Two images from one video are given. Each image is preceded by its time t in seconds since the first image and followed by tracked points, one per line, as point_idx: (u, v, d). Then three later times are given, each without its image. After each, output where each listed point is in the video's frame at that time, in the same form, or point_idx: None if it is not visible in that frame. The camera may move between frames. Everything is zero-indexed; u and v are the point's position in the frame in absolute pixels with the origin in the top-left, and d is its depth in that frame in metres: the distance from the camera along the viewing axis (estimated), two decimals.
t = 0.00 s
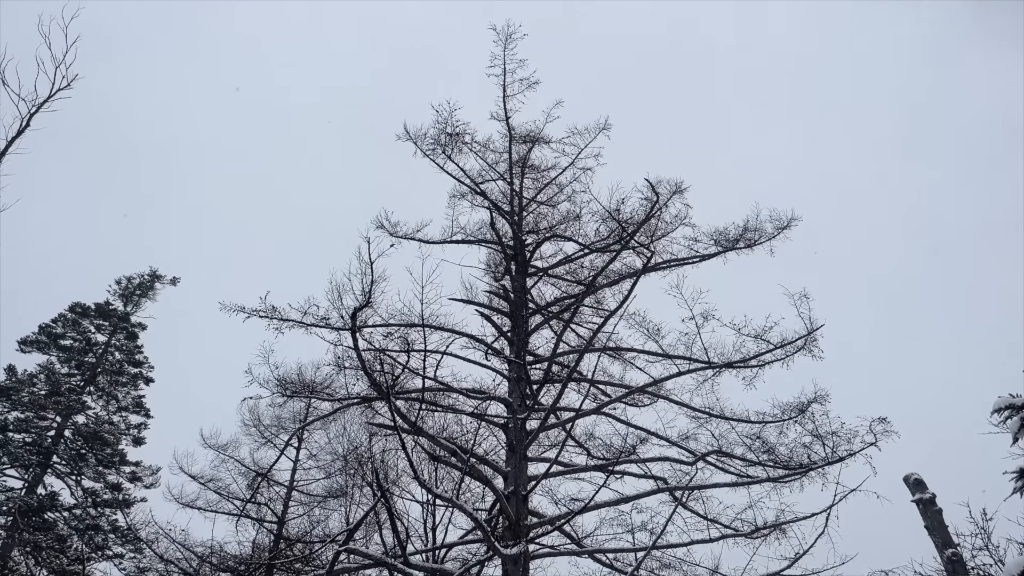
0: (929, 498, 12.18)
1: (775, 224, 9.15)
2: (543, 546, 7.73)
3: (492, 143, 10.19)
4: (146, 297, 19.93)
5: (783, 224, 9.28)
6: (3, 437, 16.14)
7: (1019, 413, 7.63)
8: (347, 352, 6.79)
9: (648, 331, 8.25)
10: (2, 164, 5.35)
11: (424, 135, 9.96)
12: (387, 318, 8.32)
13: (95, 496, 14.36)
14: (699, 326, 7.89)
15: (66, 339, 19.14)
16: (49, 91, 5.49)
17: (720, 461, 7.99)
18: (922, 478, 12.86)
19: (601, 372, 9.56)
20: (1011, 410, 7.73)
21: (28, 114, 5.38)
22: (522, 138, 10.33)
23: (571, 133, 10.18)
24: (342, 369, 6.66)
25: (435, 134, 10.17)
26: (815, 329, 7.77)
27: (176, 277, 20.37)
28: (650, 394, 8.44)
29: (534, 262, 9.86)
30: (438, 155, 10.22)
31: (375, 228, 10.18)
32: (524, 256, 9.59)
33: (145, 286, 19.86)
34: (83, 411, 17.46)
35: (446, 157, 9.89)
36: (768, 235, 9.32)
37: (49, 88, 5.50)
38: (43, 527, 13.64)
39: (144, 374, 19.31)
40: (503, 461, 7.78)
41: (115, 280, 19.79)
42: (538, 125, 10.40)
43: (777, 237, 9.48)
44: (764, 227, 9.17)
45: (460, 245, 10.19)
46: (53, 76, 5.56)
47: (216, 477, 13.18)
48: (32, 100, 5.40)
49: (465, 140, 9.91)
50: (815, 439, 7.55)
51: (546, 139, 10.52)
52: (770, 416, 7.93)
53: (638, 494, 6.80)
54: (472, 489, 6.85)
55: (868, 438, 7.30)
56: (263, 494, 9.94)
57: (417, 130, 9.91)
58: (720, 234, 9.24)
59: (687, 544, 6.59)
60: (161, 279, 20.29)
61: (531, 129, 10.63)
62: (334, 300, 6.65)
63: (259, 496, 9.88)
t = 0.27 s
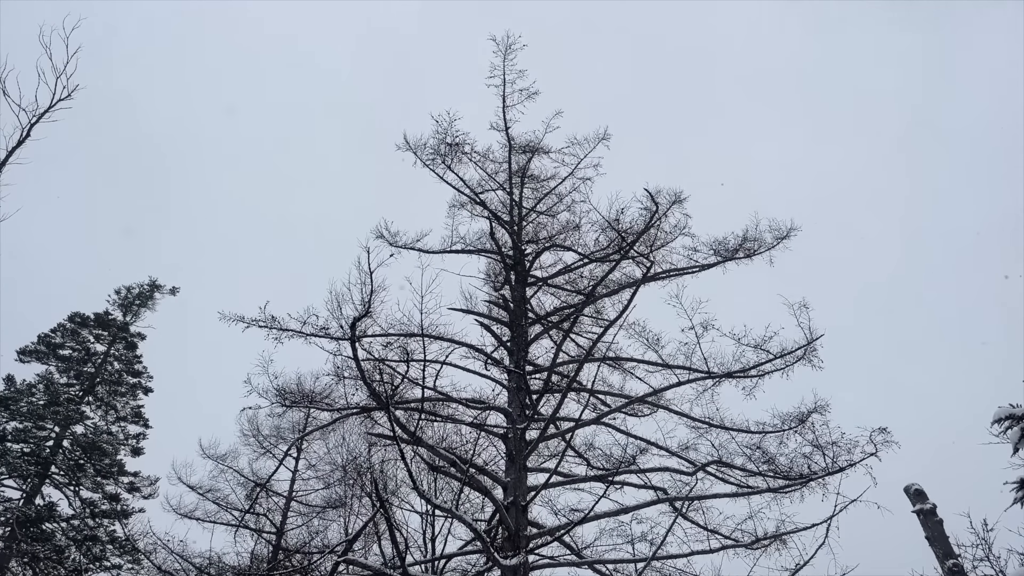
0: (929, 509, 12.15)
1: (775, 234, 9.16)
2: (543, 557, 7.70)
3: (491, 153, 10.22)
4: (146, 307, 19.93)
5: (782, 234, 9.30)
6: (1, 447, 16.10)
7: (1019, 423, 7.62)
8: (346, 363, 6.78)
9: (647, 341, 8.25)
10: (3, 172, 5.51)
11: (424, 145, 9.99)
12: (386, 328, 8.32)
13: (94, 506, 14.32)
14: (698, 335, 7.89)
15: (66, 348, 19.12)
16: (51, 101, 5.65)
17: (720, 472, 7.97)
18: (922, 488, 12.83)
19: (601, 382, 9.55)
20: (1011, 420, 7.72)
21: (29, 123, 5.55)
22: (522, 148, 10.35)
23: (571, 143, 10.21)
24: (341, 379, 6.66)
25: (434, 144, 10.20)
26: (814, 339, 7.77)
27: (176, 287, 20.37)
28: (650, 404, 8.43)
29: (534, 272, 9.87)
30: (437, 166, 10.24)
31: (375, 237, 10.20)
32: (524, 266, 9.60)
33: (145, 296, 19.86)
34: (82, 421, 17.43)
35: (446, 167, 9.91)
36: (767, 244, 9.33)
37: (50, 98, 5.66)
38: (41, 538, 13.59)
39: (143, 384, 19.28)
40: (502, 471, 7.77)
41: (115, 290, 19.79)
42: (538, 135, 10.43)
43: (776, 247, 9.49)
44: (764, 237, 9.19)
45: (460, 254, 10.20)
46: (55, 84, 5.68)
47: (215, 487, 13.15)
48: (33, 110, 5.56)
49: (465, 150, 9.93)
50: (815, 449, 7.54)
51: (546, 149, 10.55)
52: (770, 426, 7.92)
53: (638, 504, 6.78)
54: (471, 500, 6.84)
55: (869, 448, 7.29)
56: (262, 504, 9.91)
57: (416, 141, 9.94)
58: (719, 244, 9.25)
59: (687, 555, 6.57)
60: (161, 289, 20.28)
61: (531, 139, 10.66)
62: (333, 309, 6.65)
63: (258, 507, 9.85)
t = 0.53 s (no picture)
0: (930, 519, 12.12)
1: (774, 244, 9.17)
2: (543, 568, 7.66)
3: (491, 163, 10.24)
4: (145, 317, 19.92)
5: (781, 244, 9.31)
6: None
7: (1020, 433, 7.60)
8: (346, 372, 6.78)
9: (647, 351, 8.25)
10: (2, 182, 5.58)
11: (424, 155, 10.01)
12: (386, 338, 8.31)
13: (92, 516, 14.27)
14: (698, 345, 7.88)
15: (65, 358, 19.10)
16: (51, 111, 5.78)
17: (721, 482, 7.95)
18: (923, 498, 12.80)
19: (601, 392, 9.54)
20: (1011, 430, 7.70)
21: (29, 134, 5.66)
22: (521, 158, 10.37)
23: (570, 154, 10.23)
24: (341, 389, 6.64)
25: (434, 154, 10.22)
26: (814, 349, 7.76)
27: (175, 297, 20.36)
28: (650, 414, 8.41)
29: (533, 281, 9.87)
30: (437, 175, 10.26)
31: (375, 247, 10.20)
32: (523, 275, 9.60)
33: (144, 306, 19.85)
34: (80, 432, 17.39)
35: (446, 178, 9.93)
36: (767, 254, 9.34)
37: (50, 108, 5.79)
38: (39, 549, 13.54)
39: (142, 395, 19.25)
40: (502, 481, 7.75)
41: (114, 299, 19.79)
42: (537, 145, 10.45)
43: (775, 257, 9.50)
44: (763, 247, 9.19)
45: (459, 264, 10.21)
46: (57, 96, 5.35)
47: (214, 498, 13.11)
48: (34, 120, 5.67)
49: (464, 160, 9.95)
50: (816, 459, 7.52)
51: (545, 159, 10.57)
52: (770, 437, 7.90)
53: (638, 515, 6.75)
54: (471, 510, 6.81)
55: (869, 458, 7.27)
56: (261, 515, 9.88)
57: (416, 151, 9.96)
58: (719, 254, 9.26)
59: (688, 566, 6.54)
60: (160, 299, 20.27)
61: (531, 149, 10.68)
62: (333, 319, 6.65)
63: (257, 517, 9.81)
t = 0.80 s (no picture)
0: (931, 530, 12.09)
1: (774, 253, 9.18)
2: None
3: (490, 173, 10.26)
4: (145, 326, 19.90)
5: (781, 254, 9.31)
6: None
7: (1020, 444, 7.59)
8: (345, 382, 6.77)
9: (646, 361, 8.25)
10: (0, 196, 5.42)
11: (423, 165, 10.03)
12: (386, 347, 8.30)
13: (90, 527, 14.21)
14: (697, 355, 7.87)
15: (64, 368, 19.07)
16: (54, 119, 5.19)
17: (721, 492, 7.93)
18: (924, 509, 12.77)
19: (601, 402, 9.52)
20: (1012, 440, 7.69)
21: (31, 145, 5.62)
22: (521, 168, 10.40)
23: (570, 164, 10.26)
24: (340, 400, 6.63)
25: (434, 164, 10.24)
26: (814, 359, 7.75)
27: (175, 307, 20.36)
28: (650, 424, 8.40)
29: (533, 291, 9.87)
30: (437, 185, 10.28)
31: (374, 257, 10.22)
32: (523, 285, 9.61)
33: (144, 315, 19.84)
34: (79, 442, 17.35)
35: (445, 188, 9.96)
36: (767, 264, 9.34)
37: (53, 117, 5.20)
38: (37, 560, 13.48)
39: (141, 405, 19.22)
40: (501, 492, 7.72)
41: (114, 309, 19.77)
42: (537, 156, 10.48)
43: (775, 266, 9.51)
44: (763, 256, 9.20)
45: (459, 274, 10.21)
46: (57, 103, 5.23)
47: (213, 509, 13.07)
48: (35, 131, 5.09)
49: (464, 170, 9.97)
50: (816, 470, 7.50)
51: (545, 169, 10.59)
52: (770, 447, 7.89)
53: (638, 526, 6.72)
54: (470, 520, 6.79)
55: (869, 469, 7.26)
56: (260, 526, 9.84)
57: (416, 161, 9.99)
58: (719, 263, 9.26)
59: None
60: (160, 308, 20.26)
61: (530, 159, 10.70)
62: (332, 329, 6.64)
63: (255, 528, 9.78)
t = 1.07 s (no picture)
0: (933, 541, 12.04)
1: (773, 263, 9.19)
2: None
3: (490, 183, 10.28)
4: (144, 336, 19.89)
5: (780, 264, 9.33)
6: None
7: (1021, 454, 7.58)
8: (345, 392, 6.75)
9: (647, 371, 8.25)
10: None
11: (423, 175, 10.06)
12: (385, 357, 8.29)
13: (89, 538, 14.16)
14: (697, 365, 7.87)
15: (63, 379, 19.05)
16: (54, 129, 5.08)
17: (721, 503, 7.91)
18: (925, 520, 12.73)
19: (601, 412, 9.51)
20: (1012, 450, 7.68)
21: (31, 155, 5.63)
22: (521, 178, 10.42)
23: (570, 174, 10.29)
24: (340, 410, 6.62)
25: (434, 174, 10.26)
26: (814, 369, 7.74)
27: (175, 317, 20.36)
28: (650, 434, 8.39)
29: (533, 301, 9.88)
30: (437, 195, 10.30)
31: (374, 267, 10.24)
32: (523, 295, 9.61)
33: (144, 325, 19.83)
34: (78, 452, 17.31)
35: (445, 198, 9.98)
36: (766, 274, 9.35)
37: (52, 127, 5.09)
38: (35, 572, 13.42)
39: (140, 415, 19.18)
40: (501, 502, 7.70)
41: (113, 320, 19.76)
42: (537, 166, 10.50)
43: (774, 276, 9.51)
44: (762, 266, 9.21)
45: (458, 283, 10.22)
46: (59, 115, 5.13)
47: (212, 519, 13.03)
48: (35, 141, 4.97)
49: (464, 180, 10.00)
50: (817, 480, 7.49)
51: (544, 179, 10.62)
52: (770, 457, 7.87)
53: (639, 536, 6.70)
54: (470, 531, 6.77)
55: (870, 479, 7.24)
56: (259, 537, 9.81)
57: (416, 171, 10.00)
58: (718, 273, 9.27)
59: None
60: (159, 318, 20.25)
61: (530, 169, 10.73)
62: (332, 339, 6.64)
63: (255, 539, 9.74)
